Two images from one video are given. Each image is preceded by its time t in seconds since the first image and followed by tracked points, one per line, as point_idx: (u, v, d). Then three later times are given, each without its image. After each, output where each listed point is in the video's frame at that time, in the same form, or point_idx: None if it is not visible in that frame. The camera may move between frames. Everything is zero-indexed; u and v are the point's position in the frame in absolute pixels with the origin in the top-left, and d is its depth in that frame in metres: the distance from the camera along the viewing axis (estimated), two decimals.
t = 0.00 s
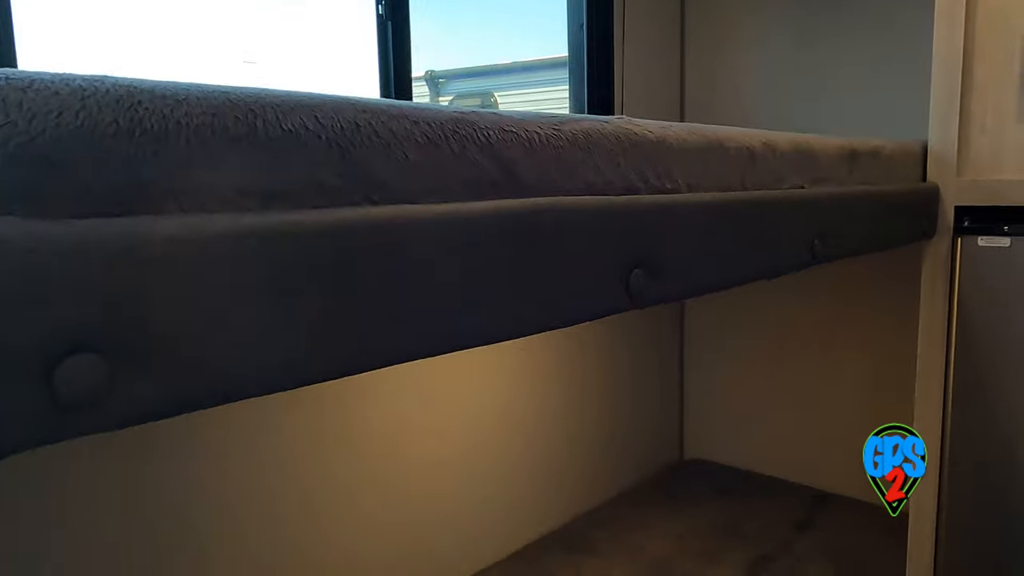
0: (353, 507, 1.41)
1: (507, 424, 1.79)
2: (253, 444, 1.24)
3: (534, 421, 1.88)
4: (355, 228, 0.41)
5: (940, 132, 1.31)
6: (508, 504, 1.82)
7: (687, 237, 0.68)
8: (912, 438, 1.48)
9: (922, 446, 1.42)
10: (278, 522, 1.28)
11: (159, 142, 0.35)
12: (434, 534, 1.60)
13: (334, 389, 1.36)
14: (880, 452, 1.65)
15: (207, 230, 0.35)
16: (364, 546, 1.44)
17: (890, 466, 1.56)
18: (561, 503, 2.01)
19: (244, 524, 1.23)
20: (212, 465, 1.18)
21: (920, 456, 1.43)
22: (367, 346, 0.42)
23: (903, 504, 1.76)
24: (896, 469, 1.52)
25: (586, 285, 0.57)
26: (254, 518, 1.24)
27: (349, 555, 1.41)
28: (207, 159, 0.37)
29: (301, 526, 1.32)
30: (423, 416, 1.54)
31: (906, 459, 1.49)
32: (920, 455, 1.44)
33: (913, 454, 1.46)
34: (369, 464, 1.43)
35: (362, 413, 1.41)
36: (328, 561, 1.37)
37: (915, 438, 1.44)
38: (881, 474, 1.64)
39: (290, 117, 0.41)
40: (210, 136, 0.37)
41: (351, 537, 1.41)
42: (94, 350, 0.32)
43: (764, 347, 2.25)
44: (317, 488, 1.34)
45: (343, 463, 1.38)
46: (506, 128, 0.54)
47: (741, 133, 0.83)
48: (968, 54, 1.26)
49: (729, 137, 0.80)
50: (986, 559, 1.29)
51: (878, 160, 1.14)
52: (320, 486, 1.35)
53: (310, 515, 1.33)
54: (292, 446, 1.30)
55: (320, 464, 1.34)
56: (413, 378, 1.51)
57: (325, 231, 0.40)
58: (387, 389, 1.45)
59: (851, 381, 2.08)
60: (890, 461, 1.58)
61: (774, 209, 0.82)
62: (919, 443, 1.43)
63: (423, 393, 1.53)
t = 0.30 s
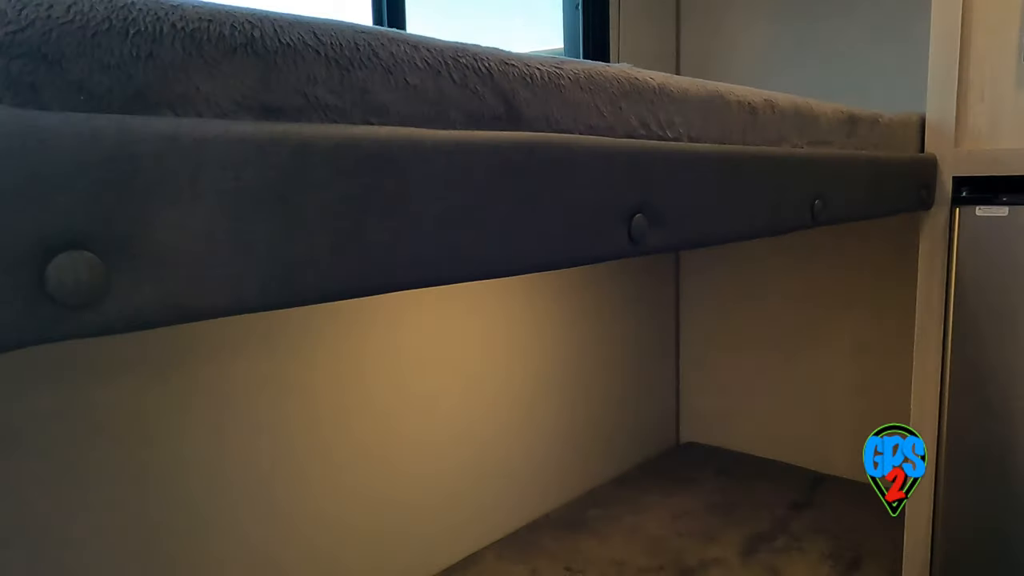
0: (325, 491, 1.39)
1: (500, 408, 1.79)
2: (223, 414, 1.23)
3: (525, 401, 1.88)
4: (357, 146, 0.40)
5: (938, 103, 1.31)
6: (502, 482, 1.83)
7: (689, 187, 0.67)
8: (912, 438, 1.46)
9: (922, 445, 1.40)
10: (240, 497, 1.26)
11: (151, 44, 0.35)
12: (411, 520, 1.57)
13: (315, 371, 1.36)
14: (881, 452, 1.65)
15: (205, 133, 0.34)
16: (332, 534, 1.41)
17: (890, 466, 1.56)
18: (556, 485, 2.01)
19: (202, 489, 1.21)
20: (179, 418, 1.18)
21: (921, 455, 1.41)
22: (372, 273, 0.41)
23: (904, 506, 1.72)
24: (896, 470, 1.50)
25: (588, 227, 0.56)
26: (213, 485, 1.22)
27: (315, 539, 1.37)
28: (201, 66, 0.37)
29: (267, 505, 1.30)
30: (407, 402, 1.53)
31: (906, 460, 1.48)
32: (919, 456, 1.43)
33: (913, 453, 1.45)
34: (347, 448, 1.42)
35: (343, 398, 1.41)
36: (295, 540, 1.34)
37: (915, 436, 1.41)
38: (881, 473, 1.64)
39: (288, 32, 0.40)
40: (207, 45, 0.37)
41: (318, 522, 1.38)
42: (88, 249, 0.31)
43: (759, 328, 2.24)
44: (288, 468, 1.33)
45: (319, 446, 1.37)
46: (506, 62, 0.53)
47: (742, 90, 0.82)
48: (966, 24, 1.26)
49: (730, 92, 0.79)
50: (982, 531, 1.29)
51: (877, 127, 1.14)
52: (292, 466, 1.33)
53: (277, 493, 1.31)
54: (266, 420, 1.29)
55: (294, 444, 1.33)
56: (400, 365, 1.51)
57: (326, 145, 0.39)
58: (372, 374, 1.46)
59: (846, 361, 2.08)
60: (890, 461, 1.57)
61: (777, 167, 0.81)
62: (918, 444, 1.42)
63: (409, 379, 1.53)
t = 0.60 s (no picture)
0: (307, 478, 1.41)
1: (494, 397, 1.81)
2: (209, 396, 1.26)
3: (523, 384, 1.89)
4: (362, 76, 0.43)
5: (938, 81, 1.31)
6: (497, 465, 1.84)
7: (698, 145, 0.67)
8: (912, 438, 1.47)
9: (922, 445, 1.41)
10: (220, 479, 1.28)
11: None
12: (396, 508, 1.59)
13: (302, 361, 1.39)
14: (880, 451, 1.65)
15: (214, 52, 0.38)
16: (313, 521, 1.43)
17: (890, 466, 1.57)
18: (556, 468, 2.01)
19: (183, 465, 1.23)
20: (165, 392, 1.20)
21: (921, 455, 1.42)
22: (367, 198, 0.44)
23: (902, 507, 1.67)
24: (895, 469, 1.52)
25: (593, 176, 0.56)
26: (193, 467, 1.24)
27: (293, 527, 1.40)
28: None
29: (249, 488, 1.32)
30: (394, 394, 1.56)
31: (906, 459, 1.49)
32: (919, 457, 1.44)
33: (912, 453, 1.46)
34: (332, 437, 1.45)
35: (330, 388, 1.44)
36: (277, 524, 1.37)
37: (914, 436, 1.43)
38: (881, 473, 1.65)
39: None
40: None
41: (299, 509, 1.41)
42: (95, 159, 0.35)
43: (756, 312, 2.25)
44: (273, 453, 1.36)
45: (304, 435, 1.40)
46: (516, 10, 0.54)
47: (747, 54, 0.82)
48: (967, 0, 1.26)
49: (736, 54, 0.79)
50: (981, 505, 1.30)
51: (879, 100, 1.14)
52: (277, 453, 1.36)
53: (260, 478, 1.34)
54: (250, 407, 1.32)
55: (278, 432, 1.36)
56: (388, 357, 1.55)
57: (329, 72, 0.42)
58: (359, 365, 1.49)
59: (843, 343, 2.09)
60: (890, 461, 1.58)
61: (783, 133, 0.81)
62: (918, 444, 1.43)
63: (397, 371, 1.56)
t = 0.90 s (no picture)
0: (303, 462, 1.41)
1: (493, 384, 1.81)
2: (206, 376, 1.26)
3: (523, 369, 1.89)
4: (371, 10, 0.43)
5: (937, 57, 1.31)
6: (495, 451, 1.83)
7: (705, 104, 0.66)
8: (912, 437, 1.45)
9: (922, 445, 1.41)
10: (216, 458, 1.28)
11: None
12: (392, 494, 1.59)
13: (300, 344, 1.39)
14: (880, 452, 1.58)
15: None
16: (310, 505, 1.43)
17: (890, 466, 1.53)
18: (555, 452, 2.02)
19: (178, 443, 1.23)
20: (161, 370, 1.20)
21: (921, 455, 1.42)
22: (377, 135, 0.45)
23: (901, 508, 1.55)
24: (896, 470, 1.49)
25: (600, 127, 0.56)
26: (180, 465, 1.23)
27: (285, 522, 1.39)
28: None
29: (245, 469, 1.33)
30: (391, 379, 1.56)
31: (906, 459, 1.47)
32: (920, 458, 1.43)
33: (913, 453, 1.45)
34: (329, 422, 1.45)
35: (327, 372, 1.44)
36: (272, 507, 1.37)
37: (915, 436, 1.42)
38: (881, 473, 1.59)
39: None
40: None
41: (291, 505, 1.40)
42: (108, 75, 0.35)
43: (754, 297, 2.25)
44: (269, 435, 1.36)
45: (301, 419, 1.40)
46: None
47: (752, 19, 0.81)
48: None
49: (741, 19, 0.78)
50: (979, 482, 1.30)
51: (879, 74, 1.14)
52: (273, 435, 1.36)
53: (257, 460, 1.34)
54: (239, 402, 1.31)
55: (275, 414, 1.36)
56: (385, 342, 1.55)
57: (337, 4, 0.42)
58: (356, 350, 1.49)
59: (841, 328, 2.09)
60: (890, 461, 1.54)
61: (787, 98, 0.81)
62: (919, 444, 1.43)
63: (394, 357, 1.56)
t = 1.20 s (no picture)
0: (302, 444, 1.41)
1: (491, 370, 1.81)
2: (207, 357, 1.25)
3: (520, 355, 1.89)
4: None
5: (935, 39, 1.31)
6: (494, 438, 1.83)
7: (710, 70, 0.66)
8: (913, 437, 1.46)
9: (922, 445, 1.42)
10: (215, 440, 1.28)
11: None
12: (390, 479, 1.59)
13: (297, 332, 1.39)
14: (881, 452, 1.60)
15: None
16: (308, 488, 1.43)
17: (890, 466, 1.54)
18: (554, 440, 2.02)
19: (178, 424, 1.22)
20: (162, 350, 1.20)
21: (921, 455, 1.42)
22: (386, 82, 0.44)
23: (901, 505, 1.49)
24: (896, 469, 1.50)
25: (605, 86, 0.56)
26: (178, 451, 1.23)
27: (282, 506, 1.39)
28: None
29: (244, 451, 1.32)
30: (389, 364, 1.56)
31: (906, 459, 1.48)
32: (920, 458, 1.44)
33: (913, 453, 1.46)
34: (327, 406, 1.45)
35: (326, 355, 1.44)
36: (271, 490, 1.37)
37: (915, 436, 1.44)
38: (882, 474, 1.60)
39: None
40: None
41: (288, 491, 1.40)
42: (116, 7, 0.35)
43: (750, 285, 2.26)
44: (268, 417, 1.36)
45: (299, 402, 1.40)
46: None
47: None
48: None
49: None
50: (976, 461, 1.31)
51: (879, 53, 1.14)
52: (272, 417, 1.36)
53: (256, 443, 1.34)
54: (237, 388, 1.30)
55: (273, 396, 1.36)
56: (384, 327, 1.54)
57: None
58: (355, 334, 1.49)
59: (838, 314, 2.10)
60: (890, 461, 1.56)
61: (790, 70, 0.81)
62: (919, 445, 1.43)
63: (392, 341, 1.56)
